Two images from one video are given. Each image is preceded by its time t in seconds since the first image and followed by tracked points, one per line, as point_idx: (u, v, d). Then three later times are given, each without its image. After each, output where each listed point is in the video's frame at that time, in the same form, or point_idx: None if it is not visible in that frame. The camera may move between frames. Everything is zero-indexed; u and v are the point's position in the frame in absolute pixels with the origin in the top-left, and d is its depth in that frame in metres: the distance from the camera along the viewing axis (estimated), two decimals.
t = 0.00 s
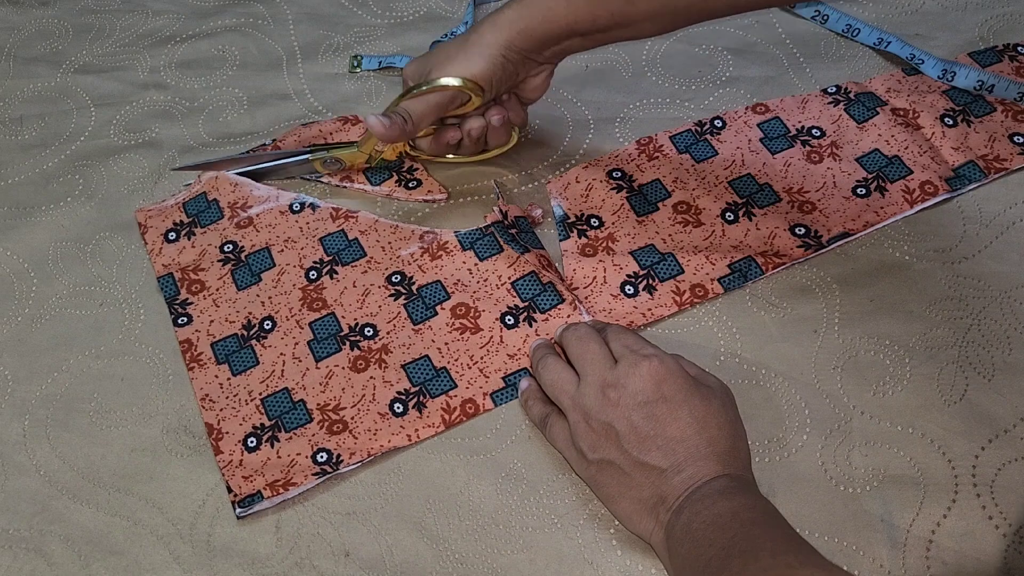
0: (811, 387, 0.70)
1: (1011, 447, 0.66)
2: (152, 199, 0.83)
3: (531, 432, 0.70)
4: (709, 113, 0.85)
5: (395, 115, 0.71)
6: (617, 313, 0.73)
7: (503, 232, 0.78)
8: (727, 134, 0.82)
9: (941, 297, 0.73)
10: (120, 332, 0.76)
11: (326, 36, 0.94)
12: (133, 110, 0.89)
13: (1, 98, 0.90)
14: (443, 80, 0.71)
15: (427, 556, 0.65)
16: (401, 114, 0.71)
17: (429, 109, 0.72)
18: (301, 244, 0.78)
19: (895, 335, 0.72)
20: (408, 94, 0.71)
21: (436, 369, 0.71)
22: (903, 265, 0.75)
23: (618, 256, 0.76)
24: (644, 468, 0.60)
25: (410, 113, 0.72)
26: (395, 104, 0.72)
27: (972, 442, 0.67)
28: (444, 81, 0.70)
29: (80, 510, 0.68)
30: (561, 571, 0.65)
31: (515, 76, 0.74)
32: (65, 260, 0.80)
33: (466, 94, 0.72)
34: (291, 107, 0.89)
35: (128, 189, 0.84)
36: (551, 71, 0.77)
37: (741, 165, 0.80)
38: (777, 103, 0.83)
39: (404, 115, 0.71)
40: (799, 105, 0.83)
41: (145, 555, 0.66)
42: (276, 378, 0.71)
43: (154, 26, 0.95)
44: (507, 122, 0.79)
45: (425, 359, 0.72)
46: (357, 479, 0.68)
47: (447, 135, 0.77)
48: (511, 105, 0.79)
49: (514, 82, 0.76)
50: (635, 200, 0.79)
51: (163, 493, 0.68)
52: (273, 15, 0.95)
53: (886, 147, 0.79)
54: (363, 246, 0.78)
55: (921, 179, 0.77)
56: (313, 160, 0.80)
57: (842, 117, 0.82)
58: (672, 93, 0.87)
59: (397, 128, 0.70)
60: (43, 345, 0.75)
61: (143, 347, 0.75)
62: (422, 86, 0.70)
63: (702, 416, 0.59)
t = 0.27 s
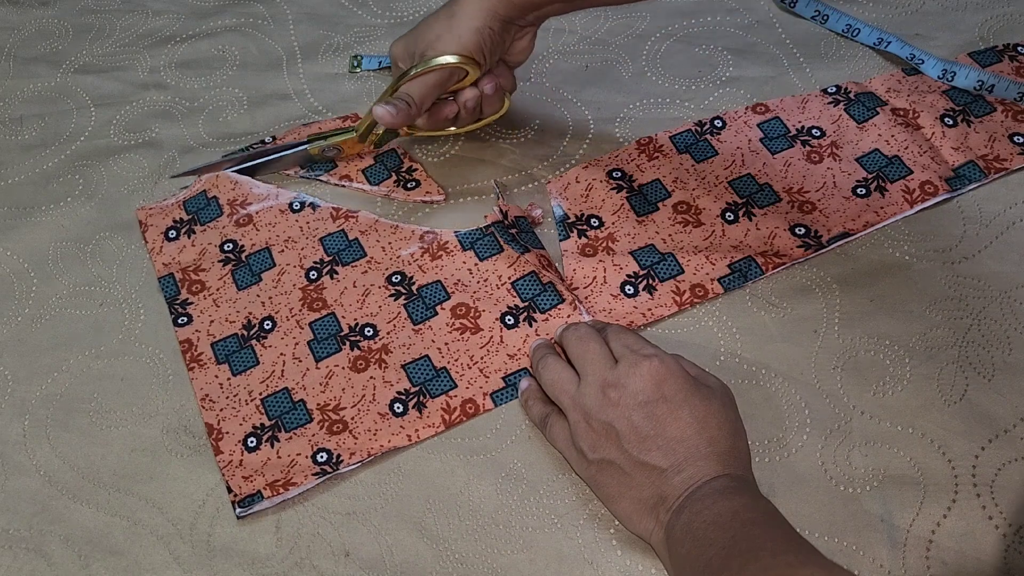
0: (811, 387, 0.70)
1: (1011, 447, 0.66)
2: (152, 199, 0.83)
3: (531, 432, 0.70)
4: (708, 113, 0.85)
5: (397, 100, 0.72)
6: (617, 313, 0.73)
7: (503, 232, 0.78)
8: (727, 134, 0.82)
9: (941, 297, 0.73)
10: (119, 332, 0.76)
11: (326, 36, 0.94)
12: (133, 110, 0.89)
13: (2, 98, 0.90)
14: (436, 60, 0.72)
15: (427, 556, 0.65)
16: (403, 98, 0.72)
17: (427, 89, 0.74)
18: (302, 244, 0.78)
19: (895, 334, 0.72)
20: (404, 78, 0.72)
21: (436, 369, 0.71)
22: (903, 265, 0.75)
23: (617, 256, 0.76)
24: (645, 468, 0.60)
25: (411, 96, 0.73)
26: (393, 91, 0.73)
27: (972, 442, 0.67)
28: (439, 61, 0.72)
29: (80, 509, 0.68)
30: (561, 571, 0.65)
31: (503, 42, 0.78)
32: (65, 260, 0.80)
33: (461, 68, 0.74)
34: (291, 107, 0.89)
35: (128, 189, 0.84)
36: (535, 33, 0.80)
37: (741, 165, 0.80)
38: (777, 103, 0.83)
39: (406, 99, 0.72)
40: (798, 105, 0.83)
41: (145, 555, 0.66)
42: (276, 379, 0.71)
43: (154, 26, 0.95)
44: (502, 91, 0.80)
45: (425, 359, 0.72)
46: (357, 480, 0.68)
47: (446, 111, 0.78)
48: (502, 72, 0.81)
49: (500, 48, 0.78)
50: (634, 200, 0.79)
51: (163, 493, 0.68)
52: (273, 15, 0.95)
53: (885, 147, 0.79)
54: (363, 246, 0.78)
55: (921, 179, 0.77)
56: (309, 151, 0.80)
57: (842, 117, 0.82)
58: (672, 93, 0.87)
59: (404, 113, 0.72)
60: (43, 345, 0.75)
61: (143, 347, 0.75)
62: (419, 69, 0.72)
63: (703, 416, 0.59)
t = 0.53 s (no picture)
0: (811, 387, 0.70)
1: (1011, 447, 0.66)
2: (152, 199, 0.83)
3: (531, 432, 0.70)
4: (708, 113, 0.85)
5: (392, 79, 0.71)
6: (617, 313, 0.73)
7: (503, 232, 0.78)
8: (727, 134, 0.82)
9: (941, 296, 0.73)
10: (119, 332, 0.76)
11: (326, 36, 0.94)
12: (133, 110, 0.89)
13: (2, 98, 0.90)
14: (430, 39, 0.72)
15: (427, 556, 0.65)
16: (398, 77, 0.71)
17: (422, 69, 0.73)
18: (302, 245, 0.78)
19: (895, 335, 0.72)
20: (399, 58, 0.72)
21: (436, 369, 0.71)
22: (903, 265, 0.75)
23: (617, 256, 0.76)
24: (645, 467, 0.60)
25: (405, 76, 0.72)
26: (388, 71, 0.72)
27: (972, 442, 0.67)
28: (433, 39, 0.72)
29: (80, 509, 0.68)
30: (561, 571, 0.65)
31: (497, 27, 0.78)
32: (65, 260, 0.80)
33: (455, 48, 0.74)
34: (291, 107, 0.89)
35: (128, 189, 0.84)
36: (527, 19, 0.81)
37: (741, 165, 0.80)
38: (777, 103, 0.84)
39: (401, 78, 0.72)
40: (799, 105, 0.83)
41: (145, 555, 0.66)
42: (276, 379, 0.71)
43: (154, 26, 0.95)
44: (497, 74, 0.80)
45: (425, 359, 0.72)
46: (357, 480, 0.68)
47: (441, 95, 0.78)
48: (494, 55, 0.82)
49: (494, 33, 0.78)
50: (634, 200, 0.79)
51: (163, 493, 0.68)
52: (273, 15, 0.95)
53: (885, 147, 0.79)
54: (363, 246, 0.78)
55: (921, 179, 0.77)
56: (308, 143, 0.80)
57: (842, 117, 0.82)
58: (672, 93, 0.87)
59: (399, 91, 0.71)
60: (43, 345, 0.75)
61: (143, 347, 0.75)
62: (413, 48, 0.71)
63: (703, 416, 0.59)
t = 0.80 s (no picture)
0: (811, 387, 0.70)
1: (1011, 447, 0.66)
2: (152, 199, 0.83)
3: (531, 432, 0.70)
4: (708, 113, 0.85)
5: (387, 87, 0.72)
6: (617, 313, 0.73)
7: (503, 232, 0.78)
8: (727, 134, 0.82)
9: (941, 296, 0.73)
10: (119, 332, 0.76)
11: (326, 36, 0.94)
12: (133, 110, 0.89)
13: (2, 98, 0.90)
14: (421, 42, 0.72)
15: (427, 556, 0.65)
16: (393, 84, 0.72)
17: (415, 72, 0.74)
18: (302, 245, 0.78)
19: (895, 335, 0.72)
20: (391, 65, 0.73)
21: (436, 369, 0.71)
22: (903, 265, 0.75)
23: (617, 256, 0.76)
24: (645, 467, 0.60)
25: (400, 81, 0.73)
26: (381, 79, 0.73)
27: (972, 442, 0.67)
28: (424, 43, 0.72)
29: (80, 509, 0.68)
30: (561, 571, 0.65)
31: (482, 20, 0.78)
32: (65, 259, 0.80)
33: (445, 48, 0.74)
34: (291, 107, 0.89)
35: (128, 189, 0.84)
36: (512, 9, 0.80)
37: (741, 165, 0.80)
38: (777, 103, 0.84)
39: (396, 84, 0.73)
40: (799, 105, 0.83)
41: (145, 555, 0.66)
42: (276, 379, 0.71)
43: (154, 26, 0.95)
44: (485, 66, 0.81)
45: (425, 360, 0.72)
46: (357, 480, 0.68)
47: (434, 93, 0.79)
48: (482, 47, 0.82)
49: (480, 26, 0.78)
50: (634, 200, 0.79)
51: (163, 493, 0.68)
52: (273, 15, 0.95)
53: (886, 147, 0.79)
54: (364, 246, 0.78)
55: (921, 179, 0.78)
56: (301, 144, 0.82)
57: (842, 117, 0.82)
58: (672, 93, 0.87)
59: (396, 99, 0.72)
60: (43, 345, 0.75)
61: (143, 347, 0.75)
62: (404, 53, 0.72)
63: (703, 416, 0.59)
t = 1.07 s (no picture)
0: (811, 387, 0.70)
1: (1011, 447, 0.66)
2: (153, 198, 0.83)
3: (531, 432, 0.70)
4: (708, 113, 0.85)
5: (373, 57, 0.73)
6: (617, 313, 0.73)
7: (503, 232, 0.78)
8: (727, 134, 0.82)
9: (941, 297, 0.73)
10: (119, 332, 0.76)
11: (326, 36, 0.94)
12: (133, 110, 0.89)
13: (1, 98, 0.90)
14: (408, 12, 0.73)
15: (427, 556, 0.65)
16: (379, 54, 0.73)
17: (402, 43, 0.75)
18: (302, 245, 0.78)
19: (896, 335, 0.72)
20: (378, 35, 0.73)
21: (435, 369, 0.71)
22: (903, 265, 0.75)
23: (617, 256, 0.76)
24: (645, 467, 0.60)
25: (386, 52, 0.74)
26: (368, 48, 0.74)
27: (972, 442, 0.67)
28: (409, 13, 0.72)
29: (80, 509, 0.68)
30: (561, 571, 0.64)
31: None
32: (65, 259, 0.80)
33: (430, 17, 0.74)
34: (291, 107, 0.89)
35: (128, 189, 0.84)
36: None
37: (741, 166, 0.80)
38: (777, 103, 0.84)
39: (381, 55, 0.73)
40: (799, 105, 0.83)
41: (145, 555, 0.66)
42: (276, 379, 0.71)
43: (154, 26, 0.95)
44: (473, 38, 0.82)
45: (425, 360, 0.72)
46: (357, 480, 0.68)
47: (426, 65, 0.81)
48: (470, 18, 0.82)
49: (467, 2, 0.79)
50: (634, 200, 0.79)
51: (163, 493, 0.68)
52: (273, 15, 0.95)
53: (886, 147, 0.79)
54: (364, 246, 0.78)
55: (921, 179, 0.78)
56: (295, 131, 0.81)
57: (842, 117, 0.82)
58: (672, 93, 0.87)
59: (382, 69, 0.73)
60: (43, 345, 0.75)
61: (143, 347, 0.75)
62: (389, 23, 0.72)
63: (704, 416, 0.59)
